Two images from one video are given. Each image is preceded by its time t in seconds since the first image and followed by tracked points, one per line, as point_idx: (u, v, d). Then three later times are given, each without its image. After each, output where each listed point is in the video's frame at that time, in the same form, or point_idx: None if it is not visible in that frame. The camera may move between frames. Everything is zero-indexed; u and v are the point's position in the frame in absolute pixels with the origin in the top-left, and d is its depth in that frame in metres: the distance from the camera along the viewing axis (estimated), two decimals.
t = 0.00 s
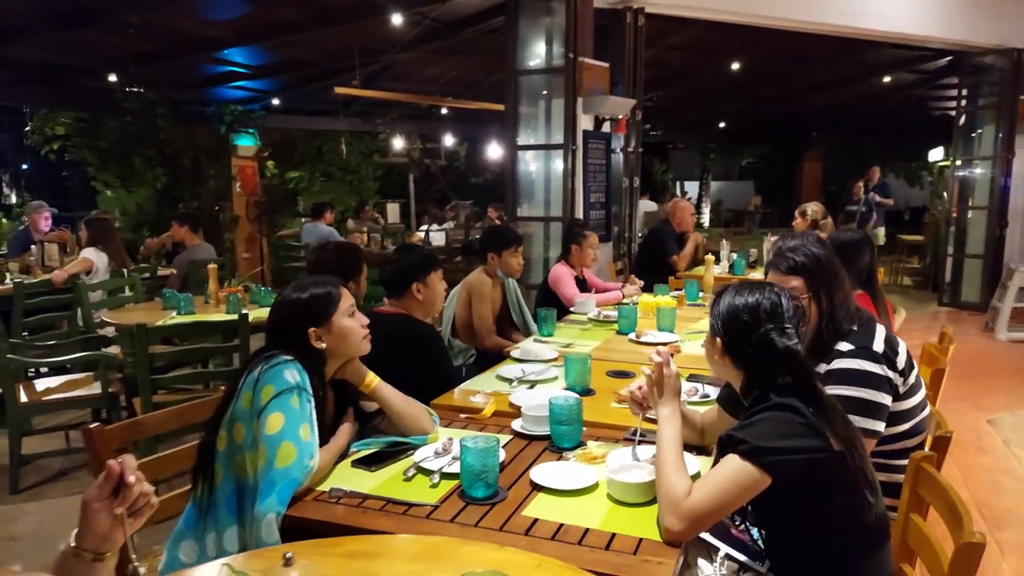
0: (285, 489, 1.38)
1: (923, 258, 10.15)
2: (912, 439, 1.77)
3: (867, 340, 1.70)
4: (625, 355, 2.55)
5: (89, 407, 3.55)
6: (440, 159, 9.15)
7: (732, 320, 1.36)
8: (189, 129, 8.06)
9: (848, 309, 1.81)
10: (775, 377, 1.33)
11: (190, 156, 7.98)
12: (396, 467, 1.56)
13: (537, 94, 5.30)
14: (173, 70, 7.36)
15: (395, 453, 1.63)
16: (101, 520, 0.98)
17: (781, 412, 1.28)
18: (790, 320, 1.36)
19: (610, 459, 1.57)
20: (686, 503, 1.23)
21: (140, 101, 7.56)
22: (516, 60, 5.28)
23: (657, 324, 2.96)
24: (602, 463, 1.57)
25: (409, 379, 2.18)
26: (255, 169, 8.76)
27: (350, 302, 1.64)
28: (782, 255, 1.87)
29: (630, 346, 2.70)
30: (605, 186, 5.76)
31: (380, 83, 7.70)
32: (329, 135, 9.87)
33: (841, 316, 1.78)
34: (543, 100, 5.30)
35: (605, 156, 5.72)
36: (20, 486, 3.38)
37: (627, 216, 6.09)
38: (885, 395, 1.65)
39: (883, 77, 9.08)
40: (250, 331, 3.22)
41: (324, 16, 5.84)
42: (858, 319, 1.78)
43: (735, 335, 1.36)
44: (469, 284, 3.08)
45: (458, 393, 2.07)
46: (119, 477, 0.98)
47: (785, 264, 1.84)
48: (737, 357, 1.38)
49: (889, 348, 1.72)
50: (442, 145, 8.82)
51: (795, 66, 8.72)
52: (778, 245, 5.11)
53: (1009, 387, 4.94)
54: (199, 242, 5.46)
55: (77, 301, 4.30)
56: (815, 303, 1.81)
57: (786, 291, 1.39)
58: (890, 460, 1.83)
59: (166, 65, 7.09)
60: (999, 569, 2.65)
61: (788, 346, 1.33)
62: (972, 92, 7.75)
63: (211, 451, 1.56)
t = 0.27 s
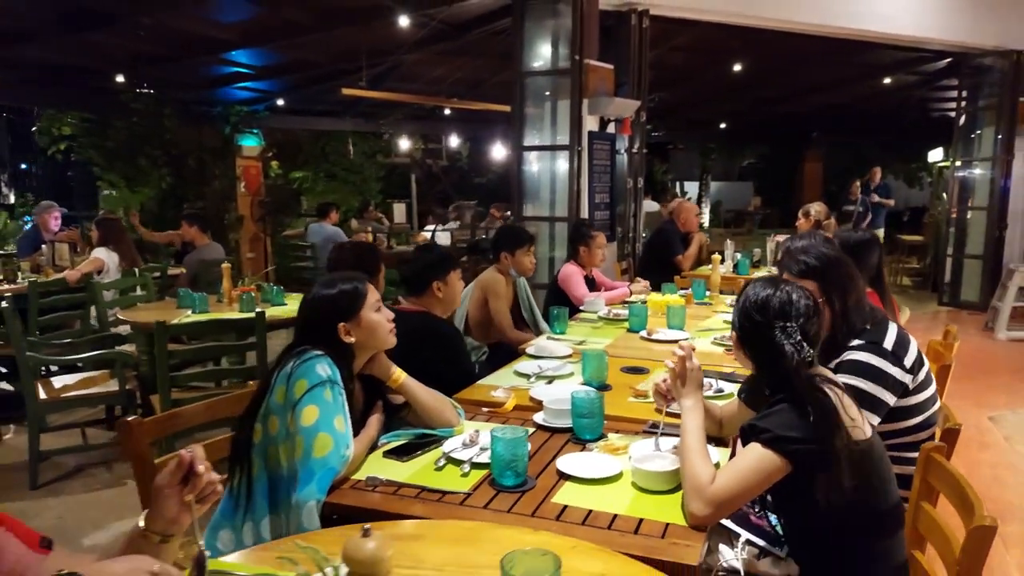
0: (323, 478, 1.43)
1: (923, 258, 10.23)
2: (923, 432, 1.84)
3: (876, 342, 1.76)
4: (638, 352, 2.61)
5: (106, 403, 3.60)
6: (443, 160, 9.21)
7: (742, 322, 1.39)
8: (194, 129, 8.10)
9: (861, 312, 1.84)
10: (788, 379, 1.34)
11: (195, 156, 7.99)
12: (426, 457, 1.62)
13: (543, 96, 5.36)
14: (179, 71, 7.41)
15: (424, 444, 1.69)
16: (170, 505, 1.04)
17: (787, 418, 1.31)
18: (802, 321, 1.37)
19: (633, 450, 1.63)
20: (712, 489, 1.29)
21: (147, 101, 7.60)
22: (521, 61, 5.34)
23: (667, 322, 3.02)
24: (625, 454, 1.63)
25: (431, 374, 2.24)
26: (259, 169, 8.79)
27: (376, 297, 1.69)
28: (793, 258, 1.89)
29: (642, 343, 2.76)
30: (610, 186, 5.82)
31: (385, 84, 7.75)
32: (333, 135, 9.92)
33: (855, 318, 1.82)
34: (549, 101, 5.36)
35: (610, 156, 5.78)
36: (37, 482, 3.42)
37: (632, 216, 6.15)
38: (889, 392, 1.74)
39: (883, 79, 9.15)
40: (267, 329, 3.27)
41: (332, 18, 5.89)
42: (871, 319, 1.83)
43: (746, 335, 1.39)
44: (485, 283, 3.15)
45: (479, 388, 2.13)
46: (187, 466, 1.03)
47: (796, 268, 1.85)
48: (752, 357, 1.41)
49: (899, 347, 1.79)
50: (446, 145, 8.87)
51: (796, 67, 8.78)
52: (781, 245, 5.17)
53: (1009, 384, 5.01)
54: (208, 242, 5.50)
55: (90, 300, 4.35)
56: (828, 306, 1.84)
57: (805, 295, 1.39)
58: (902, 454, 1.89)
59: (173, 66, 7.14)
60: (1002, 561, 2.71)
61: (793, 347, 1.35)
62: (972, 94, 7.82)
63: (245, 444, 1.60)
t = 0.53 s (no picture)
0: (360, 465, 1.48)
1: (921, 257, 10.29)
2: (935, 423, 1.90)
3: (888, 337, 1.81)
4: (651, 347, 2.66)
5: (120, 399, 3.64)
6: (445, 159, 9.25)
7: (790, 298, 1.47)
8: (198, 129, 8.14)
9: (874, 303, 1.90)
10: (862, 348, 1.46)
11: (197, 156, 7.93)
12: (453, 445, 1.67)
13: (549, 95, 5.40)
14: (183, 71, 7.44)
15: (450, 433, 1.74)
16: (229, 483, 1.09)
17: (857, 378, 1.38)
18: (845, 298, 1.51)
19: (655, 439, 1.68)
20: (736, 474, 1.35)
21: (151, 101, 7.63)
22: (526, 61, 5.38)
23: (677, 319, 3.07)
24: (647, 442, 1.68)
25: (451, 367, 2.29)
26: (262, 168, 8.81)
27: (412, 296, 1.75)
28: (808, 253, 1.96)
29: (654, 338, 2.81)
30: (614, 185, 5.87)
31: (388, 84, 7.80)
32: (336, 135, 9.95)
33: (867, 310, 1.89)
34: (555, 101, 5.40)
35: (614, 156, 5.83)
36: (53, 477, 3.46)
37: (635, 215, 6.20)
38: (907, 386, 1.79)
39: (883, 79, 9.21)
40: (281, 325, 3.32)
41: (337, 19, 5.92)
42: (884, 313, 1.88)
43: (794, 311, 1.47)
44: (498, 279, 3.18)
45: (498, 381, 2.18)
46: (246, 447, 1.08)
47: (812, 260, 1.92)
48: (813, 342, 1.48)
49: (913, 341, 1.84)
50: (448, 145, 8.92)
51: (796, 67, 8.83)
52: (785, 243, 5.22)
53: (1010, 381, 5.06)
54: (216, 241, 5.53)
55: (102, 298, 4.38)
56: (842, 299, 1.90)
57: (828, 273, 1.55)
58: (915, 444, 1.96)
59: (178, 66, 7.18)
60: (1008, 552, 2.77)
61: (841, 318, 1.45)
62: (972, 94, 7.88)
63: (280, 433, 1.64)
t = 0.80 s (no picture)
0: (386, 457, 1.51)
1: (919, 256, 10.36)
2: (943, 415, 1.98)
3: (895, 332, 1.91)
4: (660, 343, 2.70)
5: (129, 398, 3.67)
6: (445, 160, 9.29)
7: (837, 292, 1.52)
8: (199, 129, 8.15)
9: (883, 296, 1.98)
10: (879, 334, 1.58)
11: (199, 156, 7.96)
12: (474, 439, 1.71)
13: (550, 97, 5.44)
14: (186, 72, 7.46)
15: (468, 427, 1.77)
16: (271, 472, 1.18)
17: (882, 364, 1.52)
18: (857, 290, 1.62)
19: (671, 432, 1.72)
20: (755, 465, 1.39)
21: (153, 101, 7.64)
22: (527, 61, 5.42)
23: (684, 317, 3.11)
24: (663, 435, 1.72)
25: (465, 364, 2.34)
26: (262, 169, 8.81)
27: (440, 296, 1.79)
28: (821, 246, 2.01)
29: (662, 335, 2.85)
30: (615, 184, 5.91)
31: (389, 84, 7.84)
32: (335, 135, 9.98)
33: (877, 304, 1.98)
34: (557, 102, 5.44)
35: (615, 156, 5.88)
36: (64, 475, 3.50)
37: (636, 214, 6.24)
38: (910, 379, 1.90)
39: (880, 80, 9.28)
40: (292, 323, 3.35)
41: (340, 20, 5.95)
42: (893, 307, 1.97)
43: (839, 305, 1.52)
44: (503, 282, 3.24)
45: (511, 377, 2.22)
46: (288, 436, 1.16)
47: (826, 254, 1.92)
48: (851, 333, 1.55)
49: (920, 336, 1.92)
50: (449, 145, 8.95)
51: (794, 68, 8.89)
52: (786, 242, 5.26)
53: (1007, 378, 5.12)
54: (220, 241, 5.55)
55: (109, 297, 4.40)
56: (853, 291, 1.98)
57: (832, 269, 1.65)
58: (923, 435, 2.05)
59: (180, 67, 7.19)
60: (1010, 544, 2.81)
61: (871, 311, 1.55)
62: (968, 94, 7.95)
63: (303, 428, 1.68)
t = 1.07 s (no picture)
0: (397, 451, 1.55)
1: (914, 255, 10.43)
2: (941, 410, 2.01)
3: (889, 325, 1.98)
4: (661, 341, 2.74)
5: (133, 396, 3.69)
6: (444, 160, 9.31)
7: (841, 290, 1.56)
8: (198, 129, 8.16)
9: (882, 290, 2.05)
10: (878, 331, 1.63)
11: (197, 156, 7.97)
12: (482, 433, 1.75)
13: (549, 98, 5.48)
14: (185, 73, 7.48)
15: (476, 422, 1.81)
16: (291, 464, 1.23)
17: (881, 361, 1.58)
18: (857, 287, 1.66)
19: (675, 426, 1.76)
20: (759, 456, 1.43)
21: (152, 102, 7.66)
22: (525, 62, 5.45)
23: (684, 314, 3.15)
24: (667, 430, 1.76)
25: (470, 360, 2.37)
26: (261, 169, 8.83)
27: (447, 293, 1.82)
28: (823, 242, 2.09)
29: (662, 333, 2.89)
30: (613, 184, 5.95)
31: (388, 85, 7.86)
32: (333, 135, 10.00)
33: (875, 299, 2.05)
34: (556, 102, 5.48)
35: (613, 156, 5.93)
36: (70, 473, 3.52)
37: (634, 213, 6.28)
38: (901, 373, 1.96)
39: (874, 80, 9.35)
40: (296, 321, 3.39)
41: (339, 21, 5.97)
42: (891, 301, 2.03)
43: (843, 302, 1.56)
44: (506, 280, 3.27)
45: (517, 373, 2.26)
46: (310, 431, 1.21)
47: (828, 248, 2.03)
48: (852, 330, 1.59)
49: (914, 331, 1.98)
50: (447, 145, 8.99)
51: (790, 69, 8.95)
52: (782, 241, 5.31)
53: (1001, 375, 5.18)
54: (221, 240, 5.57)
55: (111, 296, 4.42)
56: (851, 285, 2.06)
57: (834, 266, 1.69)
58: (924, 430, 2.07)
59: (179, 68, 7.21)
60: (1004, 537, 2.86)
61: (872, 309, 1.60)
62: (962, 94, 8.02)
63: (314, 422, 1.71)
